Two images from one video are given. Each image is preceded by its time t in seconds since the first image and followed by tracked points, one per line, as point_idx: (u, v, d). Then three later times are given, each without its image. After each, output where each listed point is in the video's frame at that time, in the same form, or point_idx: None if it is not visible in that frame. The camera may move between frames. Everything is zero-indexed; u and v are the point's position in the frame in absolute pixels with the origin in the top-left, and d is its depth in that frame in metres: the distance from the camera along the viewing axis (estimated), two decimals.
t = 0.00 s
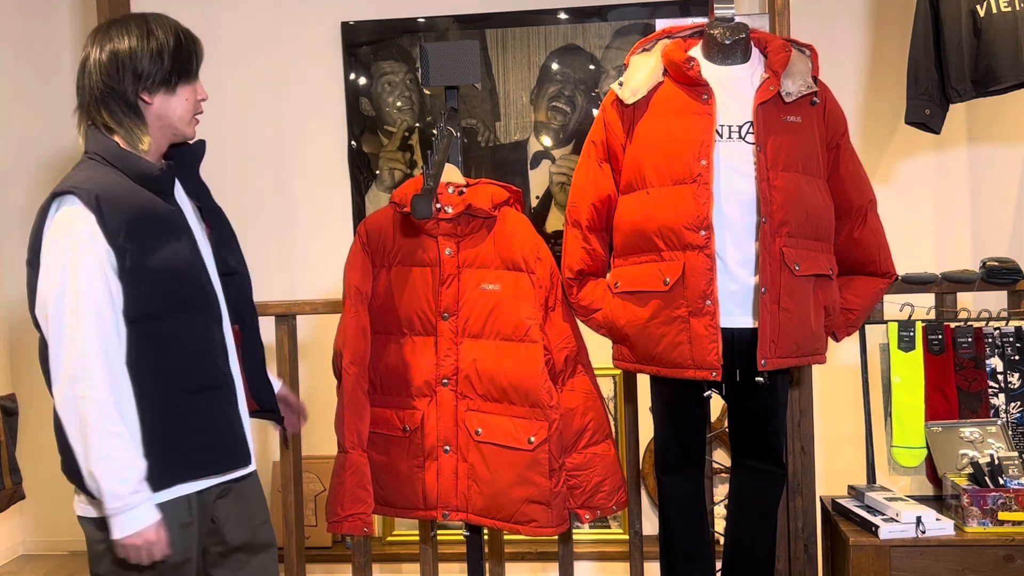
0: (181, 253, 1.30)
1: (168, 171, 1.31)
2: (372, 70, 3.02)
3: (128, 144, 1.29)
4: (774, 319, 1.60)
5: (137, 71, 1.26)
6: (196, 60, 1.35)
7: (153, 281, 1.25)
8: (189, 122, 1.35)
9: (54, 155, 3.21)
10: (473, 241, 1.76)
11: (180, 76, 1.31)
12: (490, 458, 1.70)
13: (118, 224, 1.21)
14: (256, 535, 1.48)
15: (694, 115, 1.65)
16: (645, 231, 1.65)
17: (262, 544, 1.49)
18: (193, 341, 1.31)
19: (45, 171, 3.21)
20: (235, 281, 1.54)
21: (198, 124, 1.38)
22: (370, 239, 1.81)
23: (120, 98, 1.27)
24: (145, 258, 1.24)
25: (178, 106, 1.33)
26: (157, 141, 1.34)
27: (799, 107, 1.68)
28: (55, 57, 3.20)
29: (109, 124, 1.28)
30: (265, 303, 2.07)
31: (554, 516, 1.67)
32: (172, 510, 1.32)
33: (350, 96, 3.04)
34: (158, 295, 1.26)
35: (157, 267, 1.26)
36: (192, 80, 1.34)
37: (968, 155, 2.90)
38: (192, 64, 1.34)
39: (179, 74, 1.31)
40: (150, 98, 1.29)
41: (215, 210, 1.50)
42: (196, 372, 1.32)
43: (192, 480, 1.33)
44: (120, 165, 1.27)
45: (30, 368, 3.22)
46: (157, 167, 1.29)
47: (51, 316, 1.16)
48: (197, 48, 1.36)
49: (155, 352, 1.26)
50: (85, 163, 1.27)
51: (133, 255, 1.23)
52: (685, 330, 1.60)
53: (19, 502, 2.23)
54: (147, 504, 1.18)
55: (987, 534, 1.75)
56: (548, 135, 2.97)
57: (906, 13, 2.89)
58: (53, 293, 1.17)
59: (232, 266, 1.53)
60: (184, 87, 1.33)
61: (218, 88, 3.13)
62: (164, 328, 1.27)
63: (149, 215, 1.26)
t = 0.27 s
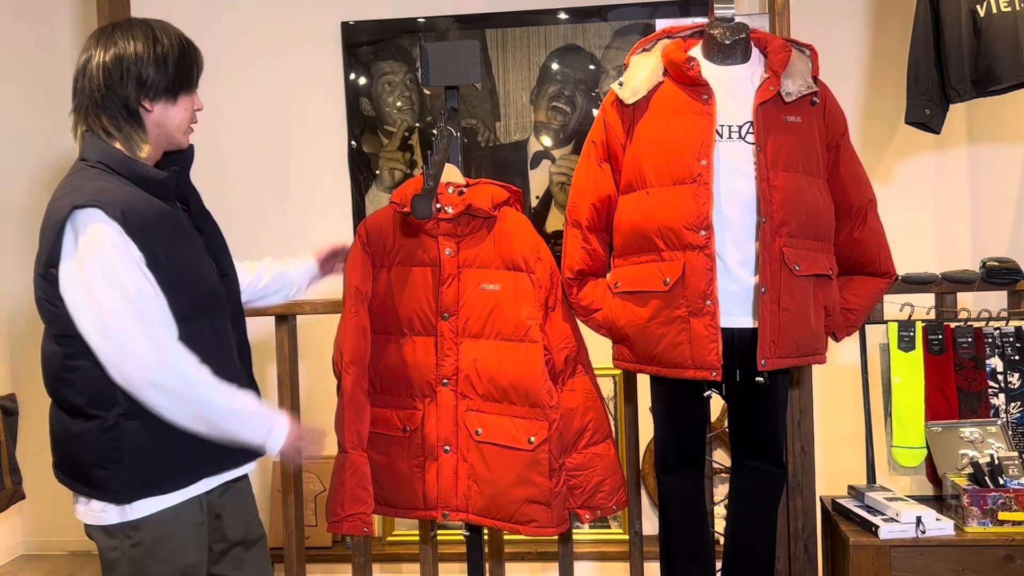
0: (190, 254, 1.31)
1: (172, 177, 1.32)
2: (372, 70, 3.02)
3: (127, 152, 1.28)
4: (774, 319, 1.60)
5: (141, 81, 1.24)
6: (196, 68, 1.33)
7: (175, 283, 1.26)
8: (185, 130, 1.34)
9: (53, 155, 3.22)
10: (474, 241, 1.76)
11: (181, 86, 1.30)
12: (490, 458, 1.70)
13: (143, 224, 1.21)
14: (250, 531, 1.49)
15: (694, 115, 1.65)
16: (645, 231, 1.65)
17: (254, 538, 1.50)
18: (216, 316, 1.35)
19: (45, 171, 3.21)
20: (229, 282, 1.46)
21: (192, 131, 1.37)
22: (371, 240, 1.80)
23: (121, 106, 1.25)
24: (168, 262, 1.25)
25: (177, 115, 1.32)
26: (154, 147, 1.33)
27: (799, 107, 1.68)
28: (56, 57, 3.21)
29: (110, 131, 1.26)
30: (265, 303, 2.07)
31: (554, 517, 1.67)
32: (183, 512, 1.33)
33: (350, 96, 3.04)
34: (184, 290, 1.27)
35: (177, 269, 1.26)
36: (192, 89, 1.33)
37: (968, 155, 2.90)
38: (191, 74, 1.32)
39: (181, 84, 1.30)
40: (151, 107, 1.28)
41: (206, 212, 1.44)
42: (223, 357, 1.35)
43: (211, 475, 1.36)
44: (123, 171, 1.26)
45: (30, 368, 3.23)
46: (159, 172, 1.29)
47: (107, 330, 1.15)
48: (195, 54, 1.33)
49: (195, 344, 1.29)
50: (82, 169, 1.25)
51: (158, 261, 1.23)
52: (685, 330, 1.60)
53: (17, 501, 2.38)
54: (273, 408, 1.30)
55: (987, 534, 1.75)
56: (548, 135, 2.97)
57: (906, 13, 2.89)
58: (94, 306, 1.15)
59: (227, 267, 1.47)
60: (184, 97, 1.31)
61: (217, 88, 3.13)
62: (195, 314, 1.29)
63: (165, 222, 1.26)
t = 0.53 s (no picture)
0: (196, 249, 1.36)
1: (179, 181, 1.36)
2: (372, 70, 3.02)
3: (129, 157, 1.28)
4: (774, 319, 1.60)
5: (143, 86, 1.25)
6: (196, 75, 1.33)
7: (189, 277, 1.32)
8: (185, 136, 1.35)
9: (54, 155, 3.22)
10: (474, 241, 1.76)
11: (182, 92, 1.30)
12: (490, 458, 1.70)
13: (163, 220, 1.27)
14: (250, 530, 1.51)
15: (694, 115, 1.65)
16: (644, 231, 1.65)
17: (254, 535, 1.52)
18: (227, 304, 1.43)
19: (45, 171, 3.22)
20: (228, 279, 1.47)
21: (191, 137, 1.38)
22: (370, 239, 1.79)
23: (124, 110, 1.25)
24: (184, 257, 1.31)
25: (176, 120, 1.32)
26: (154, 152, 1.33)
27: (799, 107, 1.68)
28: (56, 57, 3.21)
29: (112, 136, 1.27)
30: (265, 303, 2.07)
31: (554, 516, 1.67)
32: (193, 511, 1.35)
33: (351, 96, 3.04)
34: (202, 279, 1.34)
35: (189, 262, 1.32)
36: (192, 95, 1.33)
37: (968, 155, 2.90)
38: (192, 80, 1.32)
39: (182, 90, 1.30)
40: (152, 112, 1.28)
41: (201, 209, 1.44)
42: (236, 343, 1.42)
43: (224, 466, 1.41)
44: (130, 178, 1.26)
45: (31, 368, 3.23)
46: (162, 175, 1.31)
47: (153, 324, 1.21)
48: (193, 58, 1.33)
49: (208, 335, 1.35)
50: (85, 175, 1.25)
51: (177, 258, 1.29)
52: (685, 330, 1.60)
53: (17, 501, 2.38)
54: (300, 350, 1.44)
55: (987, 534, 1.75)
56: (548, 135, 2.97)
57: (906, 13, 2.89)
58: (132, 304, 1.21)
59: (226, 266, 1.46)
60: (184, 103, 1.32)
61: (217, 88, 3.13)
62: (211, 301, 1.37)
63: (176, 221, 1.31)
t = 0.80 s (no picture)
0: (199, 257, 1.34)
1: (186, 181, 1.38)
2: (372, 70, 3.02)
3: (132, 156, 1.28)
4: (774, 319, 1.60)
5: (144, 85, 1.24)
6: (200, 76, 1.33)
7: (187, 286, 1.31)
8: (189, 136, 1.34)
9: (54, 155, 3.23)
10: (479, 241, 1.76)
11: (187, 92, 1.30)
12: (502, 455, 1.70)
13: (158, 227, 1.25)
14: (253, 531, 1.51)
15: (694, 115, 1.65)
16: (645, 231, 1.65)
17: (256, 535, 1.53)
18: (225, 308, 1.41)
19: (45, 171, 3.22)
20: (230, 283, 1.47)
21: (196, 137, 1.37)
22: (372, 241, 1.77)
23: (125, 109, 1.25)
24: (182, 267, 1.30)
25: (177, 121, 1.31)
26: (157, 153, 1.33)
27: (799, 107, 1.68)
28: (56, 57, 3.21)
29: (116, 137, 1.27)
30: (265, 303, 2.07)
31: (568, 511, 1.67)
32: (194, 511, 1.35)
33: (351, 96, 3.04)
34: (198, 285, 1.33)
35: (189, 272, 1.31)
36: (195, 98, 1.32)
37: (968, 155, 2.90)
38: (195, 82, 1.31)
39: (187, 90, 1.30)
40: (154, 113, 1.28)
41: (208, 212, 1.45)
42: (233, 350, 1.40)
43: (221, 470, 1.40)
44: (133, 179, 1.26)
45: (31, 368, 3.24)
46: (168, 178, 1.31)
47: (140, 331, 1.20)
48: (199, 60, 1.32)
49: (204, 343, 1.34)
50: (89, 174, 1.26)
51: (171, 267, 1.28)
52: (685, 330, 1.60)
53: (17, 501, 2.39)
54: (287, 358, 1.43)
55: (987, 534, 1.75)
56: (548, 135, 2.97)
57: (906, 13, 2.89)
58: (121, 311, 1.20)
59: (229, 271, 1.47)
60: (188, 102, 1.31)
61: (217, 88, 3.14)
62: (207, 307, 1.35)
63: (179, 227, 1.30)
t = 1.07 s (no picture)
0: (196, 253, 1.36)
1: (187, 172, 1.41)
2: (372, 70, 3.02)
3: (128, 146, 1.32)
4: (774, 319, 1.60)
5: (127, 72, 1.29)
6: (190, 62, 1.33)
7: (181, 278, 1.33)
8: (183, 125, 1.35)
9: (53, 155, 3.22)
10: (482, 240, 1.76)
11: (173, 77, 1.31)
12: (514, 452, 1.71)
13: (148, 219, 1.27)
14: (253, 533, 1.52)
15: (694, 115, 1.65)
16: (645, 231, 1.65)
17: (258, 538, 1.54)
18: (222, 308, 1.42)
19: (44, 171, 3.22)
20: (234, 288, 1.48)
21: (194, 128, 1.37)
22: (373, 244, 1.75)
23: (116, 99, 1.31)
24: (175, 259, 1.32)
25: (166, 109, 1.33)
26: (158, 146, 1.37)
27: (799, 107, 1.68)
28: (56, 56, 3.20)
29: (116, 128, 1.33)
30: (265, 303, 2.07)
31: (583, 505, 1.68)
32: (183, 511, 1.35)
33: (351, 96, 3.04)
34: (190, 280, 1.34)
35: (184, 265, 1.33)
36: (185, 85, 1.33)
37: (968, 155, 2.90)
38: (183, 69, 1.32)
39: (172, 75, 1.31)
40: (141, 101, 1.31)
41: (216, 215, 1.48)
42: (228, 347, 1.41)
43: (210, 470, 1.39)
44: (135, 167, 1.30)
45: (30, 368, 3.24)
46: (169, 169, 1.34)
47: (124, 316, 1.23)
48: (197, 51, 1.35)
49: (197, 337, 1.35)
50: (95, 163, 1.31)
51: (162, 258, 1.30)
52: (685, 330, 1.60)
53: (17, 501, 2.38)
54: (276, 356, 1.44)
55: (987, 534, 1.75)
56: (548, 135, 2.97)
57: (906, 13, 2.89)
58: (105, 295, 1.23)
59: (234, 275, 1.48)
60: (176, 89, 1.32)
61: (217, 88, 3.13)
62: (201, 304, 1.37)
63: (173, 218, 1.32)
